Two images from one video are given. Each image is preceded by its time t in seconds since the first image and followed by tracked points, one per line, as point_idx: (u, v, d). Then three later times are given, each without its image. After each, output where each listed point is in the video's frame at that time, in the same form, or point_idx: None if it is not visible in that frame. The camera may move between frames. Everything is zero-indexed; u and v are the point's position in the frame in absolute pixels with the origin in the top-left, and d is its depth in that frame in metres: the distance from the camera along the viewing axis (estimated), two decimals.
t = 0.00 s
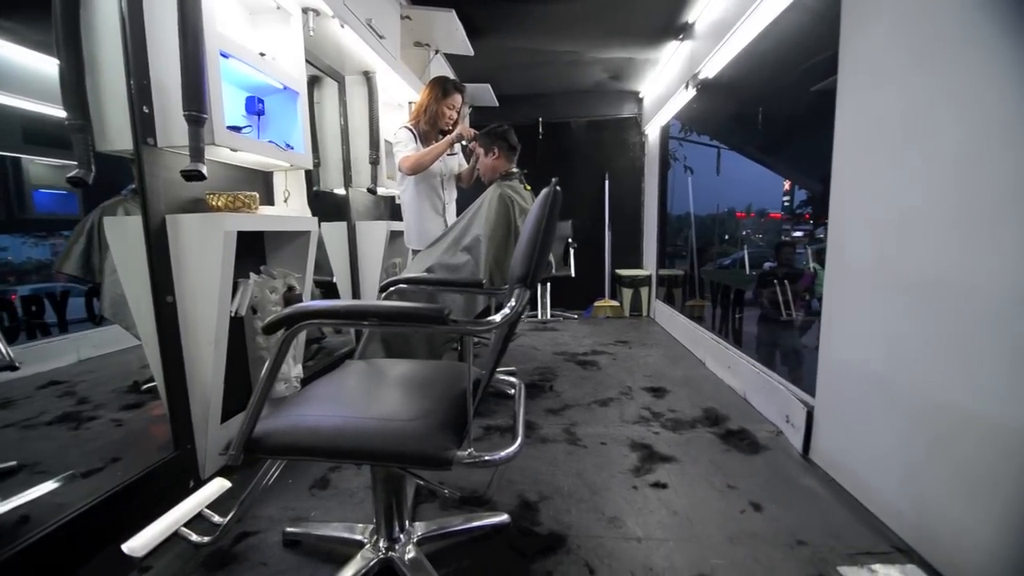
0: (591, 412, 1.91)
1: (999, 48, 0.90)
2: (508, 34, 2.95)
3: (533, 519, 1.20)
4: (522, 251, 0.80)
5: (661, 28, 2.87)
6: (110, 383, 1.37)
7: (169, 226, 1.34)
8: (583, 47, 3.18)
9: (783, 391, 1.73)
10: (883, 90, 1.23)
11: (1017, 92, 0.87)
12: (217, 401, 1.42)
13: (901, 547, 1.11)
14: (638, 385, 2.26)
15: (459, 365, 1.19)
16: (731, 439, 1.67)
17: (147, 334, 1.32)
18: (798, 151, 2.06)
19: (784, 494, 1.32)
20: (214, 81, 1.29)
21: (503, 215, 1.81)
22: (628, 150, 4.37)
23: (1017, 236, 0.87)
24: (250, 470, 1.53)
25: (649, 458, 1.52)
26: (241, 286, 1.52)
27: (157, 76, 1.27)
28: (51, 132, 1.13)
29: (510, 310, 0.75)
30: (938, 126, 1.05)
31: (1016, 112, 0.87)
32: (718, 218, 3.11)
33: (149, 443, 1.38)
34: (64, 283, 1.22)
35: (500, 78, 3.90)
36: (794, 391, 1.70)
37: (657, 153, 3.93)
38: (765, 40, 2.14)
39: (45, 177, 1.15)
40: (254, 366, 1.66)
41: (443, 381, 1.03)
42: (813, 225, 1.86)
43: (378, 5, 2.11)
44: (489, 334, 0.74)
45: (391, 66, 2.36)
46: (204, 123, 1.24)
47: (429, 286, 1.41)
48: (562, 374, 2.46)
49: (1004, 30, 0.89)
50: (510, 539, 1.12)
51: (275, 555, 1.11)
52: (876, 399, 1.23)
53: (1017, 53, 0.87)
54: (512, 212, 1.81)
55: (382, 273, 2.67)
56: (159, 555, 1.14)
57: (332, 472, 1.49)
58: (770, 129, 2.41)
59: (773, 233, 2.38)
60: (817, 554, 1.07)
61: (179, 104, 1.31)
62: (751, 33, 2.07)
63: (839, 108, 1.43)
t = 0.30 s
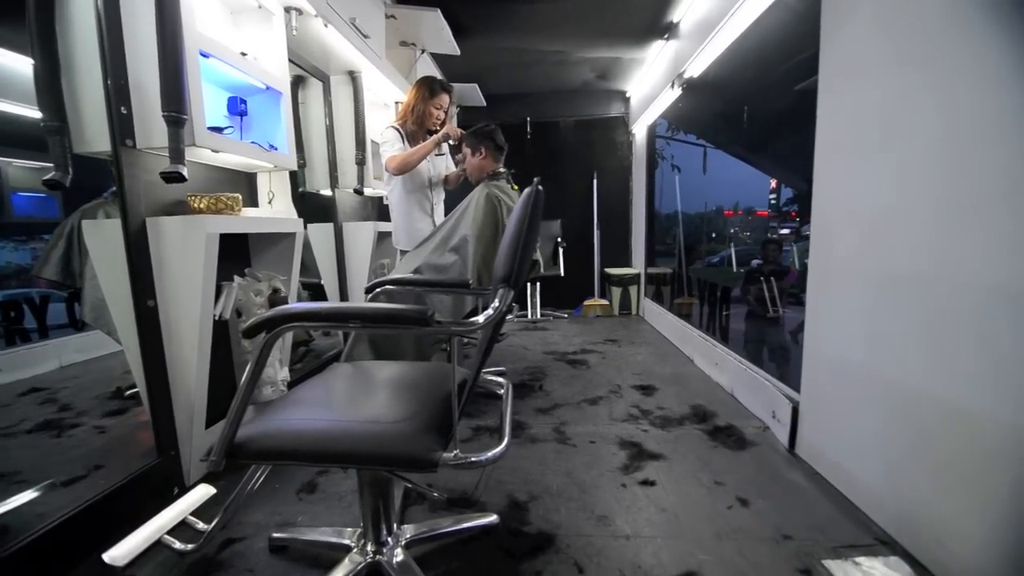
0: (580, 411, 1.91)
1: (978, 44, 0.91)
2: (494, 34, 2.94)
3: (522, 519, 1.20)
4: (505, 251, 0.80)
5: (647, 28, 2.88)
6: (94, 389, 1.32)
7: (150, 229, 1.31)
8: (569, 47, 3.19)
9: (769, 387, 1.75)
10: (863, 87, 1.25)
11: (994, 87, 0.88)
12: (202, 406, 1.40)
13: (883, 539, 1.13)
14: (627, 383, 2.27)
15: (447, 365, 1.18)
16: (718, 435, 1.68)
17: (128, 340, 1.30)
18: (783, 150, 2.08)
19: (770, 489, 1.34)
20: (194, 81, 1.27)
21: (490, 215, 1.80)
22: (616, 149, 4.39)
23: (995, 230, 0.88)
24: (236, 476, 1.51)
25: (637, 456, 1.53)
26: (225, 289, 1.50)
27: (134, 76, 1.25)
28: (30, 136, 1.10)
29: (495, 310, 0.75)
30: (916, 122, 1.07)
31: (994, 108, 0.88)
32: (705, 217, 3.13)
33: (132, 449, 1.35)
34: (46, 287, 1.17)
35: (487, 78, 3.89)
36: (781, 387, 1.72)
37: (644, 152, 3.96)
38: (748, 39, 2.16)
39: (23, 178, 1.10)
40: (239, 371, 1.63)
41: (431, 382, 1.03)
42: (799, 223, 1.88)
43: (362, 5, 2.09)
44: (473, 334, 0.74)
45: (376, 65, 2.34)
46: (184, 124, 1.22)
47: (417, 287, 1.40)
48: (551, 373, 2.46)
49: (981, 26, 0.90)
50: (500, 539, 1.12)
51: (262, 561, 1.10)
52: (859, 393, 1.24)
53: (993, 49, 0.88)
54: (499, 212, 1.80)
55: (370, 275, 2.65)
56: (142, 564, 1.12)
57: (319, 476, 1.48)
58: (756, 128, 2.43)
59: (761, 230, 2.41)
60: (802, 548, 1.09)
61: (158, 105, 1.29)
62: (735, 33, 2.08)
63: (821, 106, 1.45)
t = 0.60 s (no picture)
0: (572, 411, 1.91)
1: (960, 47, 0.92)
2: (485, 33, 2.94)
3: (513, 519, 1.20)
4: (492, 251, 0.79)
5: (638, 29, 2.89)
6: (80, 391, 1.33)
7: (136, 228, 1.29)
8: (561, 47, 3.19)
9: (759, 386, 1.76)
10: (851, 87, 1.25)
11: (976, 90, 0.89)
12: (189, 407, 1.38)
13: (871, 536, 1.14)
14: (619, 383, 2.28)
15: (438, 366, 1.18)
16: (709, 434, 1.69)
17: (113, 342, 1.28)
18: (774, 150, 2.09)
19: (760, 487, 1.35)
20: (179, 79, 1.26)
21: (482, 215, 1.80)
22: (608, 150, 4.40)
23: (978, 231, 0.89)
24: (224, 479, 1.49)
25: (628, 455, 1.53)
26: (213, 290, 1.48)
27: (120, 74, 1.23)
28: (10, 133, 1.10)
29: (482, 310, 0.74)
30: (903, 122, 1.07)
31: (978, 110, 0.89)
32: (698, 217, 3.15)
33: (118, 451, 1.34)
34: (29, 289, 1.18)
35: (480, 78, 3.89)
36: (771, 386, 1.73)
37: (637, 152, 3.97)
38: (738, 41, 2.17)
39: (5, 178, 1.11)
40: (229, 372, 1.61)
41: (422, 383, 1.02)
42: (790, 223, 1.89)
43: (352, 3, 2.08)
44: (461, 334, 0.74)
45: (367, 65, 2.33)
46: (170, 123, 1.20)
47: (409, 288, 1.39)
48: (544, 373, 2.46)
49: (964, 29, 0.91)
50: (490, 540, 1.12)
51: (250, 564, 1.09)
52: (849, 392, 1.25)
53: (978, 51, 0.88)
54: (491, 212, 1.80)
55: (361, 275, 2.63)
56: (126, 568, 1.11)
57: (309, 478, 1.47)
58: (747, 129, 2.45)
59: (754, 229, 2.43)
60: (790, 546, 1.10)
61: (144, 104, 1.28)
62: (725, 34, 2.09)
63: (809, 106, 1.45)
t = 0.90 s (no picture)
0: (562, 413, 1.91)
1: (938, 49, 0.93)
2: (472, 36, 2.94)
3: (502, 523, 1.19)
4: (476, 256, 0.79)
5: (625, 32, 2.91)
6: (62, 399, 1.31)
7: (117, 234, 1.27)
8: (548, 50, 3.20)
9: (747, 385, 1.77)
10: (833, 89, 1.26)
11: (954, 91, 0.90)
12: (173, 415, 1.36)
13: (857, 534, 1.15)
14: (609, 384, 2.29)
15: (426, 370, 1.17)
16: (697, 434, 1.70)
17: (94, 349, 1.25)
18: (760, 152, 2.12)
19: (748, 486, 1.36)
20: (161, 83, 1.24)
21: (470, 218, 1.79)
22: (597, 152, 4.43)
23: (957, 231, 0.90)
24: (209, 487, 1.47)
25: (618, 457, 1.54)
26: (198, 295, 1.47)
27: (100, 77, 1.21)
28: None
29: (466, 314, 0.74)
30: (885, 124, 1.08)
31: (957, 111, 0.90)
32: (687, 218, 3.17)
33: (101, 461, 1.32)
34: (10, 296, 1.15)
35: (468, 80, 3.89)
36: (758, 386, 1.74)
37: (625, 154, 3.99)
38: (722, 44, 2.20)
39: None
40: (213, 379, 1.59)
41: (410, 388, 1.02)
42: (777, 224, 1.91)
43: (338, 5, 2.07)
44: (445, 339, 0.73)
45: (353, 67, 2.31)
46: (150, 127, 1.18)
47: (397, 292, 1.38)
48: (534, 375, 2.46)
49: (944, 30, 0.92)
50: (479, 545, 1.11)
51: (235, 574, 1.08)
52: (834, 391, 1.27)
53: (956, 54, 0.90)
54: (478, 214, 1.79)
55: (349, 278, 2.61)
56: None
57: (296, 485, 1.45)
58: (733, 132, 2.48)
59: (741, 230, 2.45)
60: (778, 545, 1.11)
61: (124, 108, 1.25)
62: (709, 37, 2.12)
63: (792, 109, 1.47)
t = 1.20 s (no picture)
0: (548, 413, 1.92)
1: (913, 51, 0.95)
2: (456, 37, 2.94)
3: (487, 525, 1.19)
4: (455, 257, 0.79)
5: (609, 33, 2.93)
6: (39, 407, 1.18)
7: (91, 237, 1.24)
8: (534, 51, 3.21)
9: (730, 383, 1.79)
10: (811, 90, 1.28)
11: (927, 93, 0.92)
12: (151, 421, 1.33)
13: (837, 528, 1.17)
14: (595, 384, 2.30)
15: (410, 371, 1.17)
16: (681, 432, 1.72)
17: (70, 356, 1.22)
18: (743, 153, 2.14)
19: (731, 483, 1.37)
20: (135, 82, 1.21)
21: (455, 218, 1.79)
22: (582, 152, 4.45)
23: (931, 229, 0.92)
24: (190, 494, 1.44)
25: (603, 456, 1.54)
26: (176, 299, 1.46)
27: (73, 77, 1.18)
28: None
29: (446, 316, 0.74)
30: (863, 124, 1.10)
31: (930, 112, 0.92)
32: (674, 218, 3.19)
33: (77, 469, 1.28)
34: None
35: (453, 81, 3.88)
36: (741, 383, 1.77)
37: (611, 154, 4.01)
38: (704, 46, 2.22)
39: None
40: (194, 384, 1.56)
41: (393, 390, 1.01)
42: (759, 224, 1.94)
43: (320, 5, 2.05)
44: (425, 341, 0.73)
45: (337, 68, 2.29)
46: (125, 128, 1.16)
47: (381, 294, 1.37)
48: (521, 376, 2.46)
49: (920, 31, 0.93)
50: (464, 547, 1.11)
51: None
52: (815, 388, 1.28)
53: (931, 54, 0.91)
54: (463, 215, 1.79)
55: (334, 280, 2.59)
56: None
57: (279, 491, 1.43)
58: (716, 132, 2.51)
59: (727, 229, 2.48)
60: (760, 540, 1.12)
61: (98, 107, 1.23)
62: (691, 40, 2.15)
63: (772, 109, 1.49)
